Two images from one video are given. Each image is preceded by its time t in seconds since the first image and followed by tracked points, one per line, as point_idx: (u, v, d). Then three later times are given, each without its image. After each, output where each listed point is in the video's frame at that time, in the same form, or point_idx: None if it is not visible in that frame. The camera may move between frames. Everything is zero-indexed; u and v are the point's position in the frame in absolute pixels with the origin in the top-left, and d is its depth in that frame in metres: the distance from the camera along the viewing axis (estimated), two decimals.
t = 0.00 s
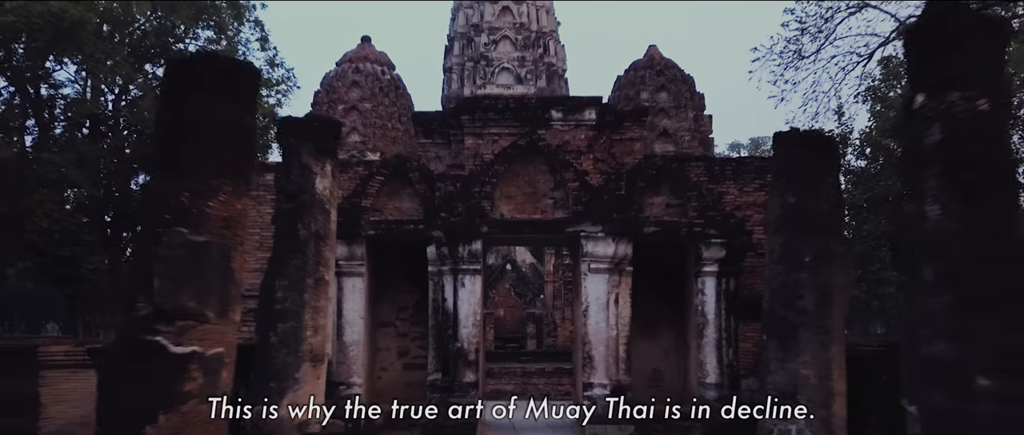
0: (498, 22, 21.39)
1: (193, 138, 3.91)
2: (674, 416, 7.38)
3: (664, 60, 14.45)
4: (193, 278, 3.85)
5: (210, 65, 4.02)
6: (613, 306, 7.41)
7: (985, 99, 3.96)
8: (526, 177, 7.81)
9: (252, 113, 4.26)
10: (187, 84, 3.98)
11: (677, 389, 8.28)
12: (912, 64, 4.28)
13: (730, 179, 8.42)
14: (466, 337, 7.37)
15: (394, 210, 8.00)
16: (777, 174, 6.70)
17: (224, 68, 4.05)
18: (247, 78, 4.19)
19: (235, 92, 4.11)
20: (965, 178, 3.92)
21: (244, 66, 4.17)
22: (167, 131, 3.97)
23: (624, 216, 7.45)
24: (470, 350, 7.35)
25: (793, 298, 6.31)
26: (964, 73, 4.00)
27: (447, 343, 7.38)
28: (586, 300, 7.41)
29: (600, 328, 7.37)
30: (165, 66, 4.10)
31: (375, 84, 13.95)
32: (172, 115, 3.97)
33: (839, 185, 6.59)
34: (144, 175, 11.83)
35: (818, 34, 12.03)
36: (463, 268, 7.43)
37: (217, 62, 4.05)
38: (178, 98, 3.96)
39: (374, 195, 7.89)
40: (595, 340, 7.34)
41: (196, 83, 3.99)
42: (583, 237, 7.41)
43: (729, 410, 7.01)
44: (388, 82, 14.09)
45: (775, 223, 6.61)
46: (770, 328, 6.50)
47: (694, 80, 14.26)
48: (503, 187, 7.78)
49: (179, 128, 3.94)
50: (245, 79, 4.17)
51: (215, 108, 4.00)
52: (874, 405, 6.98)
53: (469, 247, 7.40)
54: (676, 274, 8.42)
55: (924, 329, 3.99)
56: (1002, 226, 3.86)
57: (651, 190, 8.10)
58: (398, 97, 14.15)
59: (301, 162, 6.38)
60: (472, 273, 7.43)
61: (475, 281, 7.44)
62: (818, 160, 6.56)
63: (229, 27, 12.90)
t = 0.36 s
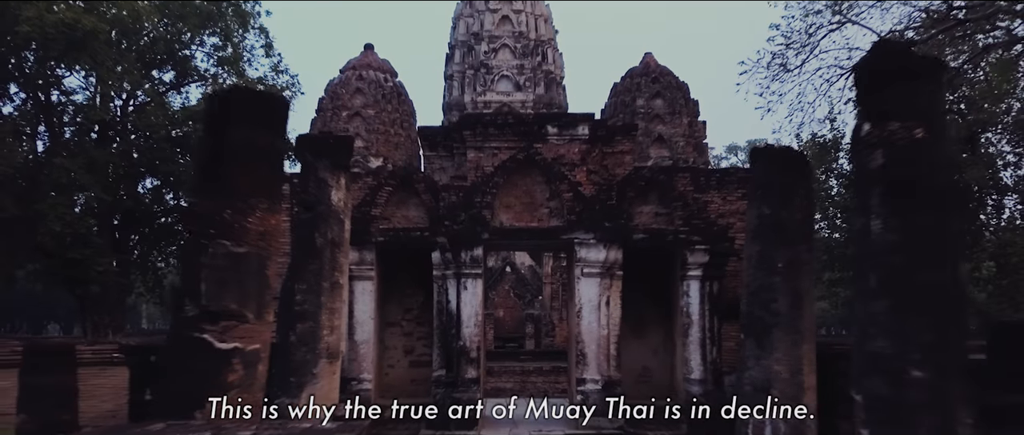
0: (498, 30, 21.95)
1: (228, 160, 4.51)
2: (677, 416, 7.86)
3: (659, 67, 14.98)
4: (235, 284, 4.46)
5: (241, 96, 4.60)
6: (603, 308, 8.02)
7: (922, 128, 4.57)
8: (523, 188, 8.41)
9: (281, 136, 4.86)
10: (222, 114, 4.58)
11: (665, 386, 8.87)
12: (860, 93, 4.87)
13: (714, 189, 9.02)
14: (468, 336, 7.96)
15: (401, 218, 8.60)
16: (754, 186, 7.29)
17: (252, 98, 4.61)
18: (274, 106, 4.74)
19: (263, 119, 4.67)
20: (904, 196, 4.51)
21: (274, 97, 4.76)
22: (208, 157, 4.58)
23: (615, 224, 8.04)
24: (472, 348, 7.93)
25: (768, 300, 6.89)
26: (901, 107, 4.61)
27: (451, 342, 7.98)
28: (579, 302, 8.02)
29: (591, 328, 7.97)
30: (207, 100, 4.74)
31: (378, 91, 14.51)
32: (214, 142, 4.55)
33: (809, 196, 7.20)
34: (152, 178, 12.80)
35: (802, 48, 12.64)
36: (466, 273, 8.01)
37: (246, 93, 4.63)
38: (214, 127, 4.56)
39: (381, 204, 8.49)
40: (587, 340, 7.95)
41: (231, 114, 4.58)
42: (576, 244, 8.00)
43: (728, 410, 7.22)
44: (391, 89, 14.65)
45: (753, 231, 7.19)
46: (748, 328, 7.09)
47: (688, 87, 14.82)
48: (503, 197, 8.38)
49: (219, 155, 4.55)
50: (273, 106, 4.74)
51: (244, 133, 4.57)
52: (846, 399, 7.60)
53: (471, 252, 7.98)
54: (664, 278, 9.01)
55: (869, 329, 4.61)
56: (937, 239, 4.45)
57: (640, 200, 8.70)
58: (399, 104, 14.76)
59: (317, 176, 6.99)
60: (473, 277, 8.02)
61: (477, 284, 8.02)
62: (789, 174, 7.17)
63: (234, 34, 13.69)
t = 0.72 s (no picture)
0: (497, 39, 22.68)
1: (267, 183, 5.51)
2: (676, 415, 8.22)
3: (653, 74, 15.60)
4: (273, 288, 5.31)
5: (277, 131, 5.66)
6: (594, 309, 8.79)
7: (862, 155, 5.32)
8: (521, 198, 9.16)
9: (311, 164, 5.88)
10: (261, 147, 5.62)
11: (652, 379, 9.63)
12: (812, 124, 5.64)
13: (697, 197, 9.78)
14: (470, 334, 8.72)
15: (409, 226, 9.35)
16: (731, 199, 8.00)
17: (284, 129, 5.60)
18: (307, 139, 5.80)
19: (293, 148, 5.65)
20: (840, 212, 5.28)
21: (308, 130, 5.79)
22: (252, 179, 5.57)
23: (605, 232, 8.79)
24: (474, 345, 8.69)
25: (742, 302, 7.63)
26: (845, 136, 5.35)
27: (455, 339, 8.73)
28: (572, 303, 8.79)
29: (583, 327, 8.74)
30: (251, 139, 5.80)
31: (381, 98, 15.25)
32: (257, 168, 5.57)
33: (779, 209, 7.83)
34: (163, 181, 13.12)
35: (785, 62, 13.39)
36: (468, 276, 8.77)
37: (281, 129, 5.68)
38: (255, 156, 5.58)
39: (391, 213, 9.24)
40: (580, 337, 8.72)
41: (272, 146, 5.63)
42: (569, 249, 8.75)
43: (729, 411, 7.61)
44: (394, 96, 15.36)
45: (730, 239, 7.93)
46: (725, 326, 7.84)
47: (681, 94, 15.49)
48: (502, 206, 9.13)
49: (262, 178, 5.56)
50: (302, 138, 5.74)
51: (284, 161, 5.60)
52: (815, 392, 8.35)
53: (473, 257, 8.73)
54: (651, 279, 9.76)
55: (816, 327, 5.37)
56: (875, 250, 5.18)
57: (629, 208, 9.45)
58: (403, 110, 15.49)
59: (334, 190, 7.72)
60: (475, 279, 8.78)
61: (478, 286, 8.78)
62: (763, 187, 7.83)
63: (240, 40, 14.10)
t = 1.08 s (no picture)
0: (498, 47, 23.44)
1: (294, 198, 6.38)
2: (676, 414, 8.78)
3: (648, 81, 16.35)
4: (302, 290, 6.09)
5: (303, 153, 6.54)
6: (587, 308, 9.60)
7: (813, 175, 6.14)
8: (519, 206, 9.96)
9: (337, 181, 6.67)
10: (290, 166, 6.49)
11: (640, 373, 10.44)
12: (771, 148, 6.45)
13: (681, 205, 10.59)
14: (472, 331, 9.53)
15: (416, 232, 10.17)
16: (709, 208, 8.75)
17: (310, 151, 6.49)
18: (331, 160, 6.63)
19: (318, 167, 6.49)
20: (795, 225, 6.08)
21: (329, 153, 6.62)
22: (283, 195, 6.48)
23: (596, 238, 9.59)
24: (475, 341, 9.51)
25: (718, 302, 8.43)
26: (799, 159, 6.17)
27: (459, 336, 9.54)
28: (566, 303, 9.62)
29: (576, 325, 9.56)
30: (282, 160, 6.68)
31: (384, 104, 16.02)
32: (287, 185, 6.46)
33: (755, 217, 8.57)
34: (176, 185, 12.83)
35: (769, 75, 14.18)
36: (470, 278, 9.57)
37: (306, 151, 6.55)
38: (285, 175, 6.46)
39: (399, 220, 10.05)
40: (573, 334, 9.53)
41: (300, 167, 6.50)
42: (563, 253, 9.57)
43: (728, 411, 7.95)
44: (397, 102, 16.15)
45: (707, 245, 8.73)
46: (703, 324, 8.65)
47: (675, 100, 16.21)
48: (502, 214, 9.94)
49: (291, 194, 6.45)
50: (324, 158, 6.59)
51: (311, 178, 6.47)
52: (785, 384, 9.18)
53: (475, 261, 9.54)
54: (639, 280, 10.57)
55: (774, 324, 6.18)
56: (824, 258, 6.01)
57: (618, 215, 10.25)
58: (405, 115, 16.27)
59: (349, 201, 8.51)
60: (477, 282, 9.59)
61: (479, 287, 9.59)
62: (739, 197, 8.59)
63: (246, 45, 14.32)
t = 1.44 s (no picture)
0: (496, 55, 24.21)
1: (319, 212, 7.20)
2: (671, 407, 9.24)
3: (643, 87, 17.02)
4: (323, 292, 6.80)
5: (324, 171, 7.41)
6: (580, 308, 10.35)
7: (778, 190, 6.91)
8: (517, 213, 10.73)
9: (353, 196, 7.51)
10: (314, 182, 7.31)
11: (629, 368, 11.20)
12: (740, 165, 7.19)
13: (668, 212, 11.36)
14: (472, 329, 10.29)
15: (421, 237, 10.93)
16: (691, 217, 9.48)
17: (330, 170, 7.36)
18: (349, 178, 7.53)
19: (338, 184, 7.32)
20: (761, 235, 6.83)
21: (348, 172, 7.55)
22: (307, 209, 7.26)
23: (588, 243, 10.35)
24: (476, 338, 10.26)
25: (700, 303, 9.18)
26: (764, 176, 6.96)
27: (461, 334, 10.30)
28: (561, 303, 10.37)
29: (570, 323, 10.30)
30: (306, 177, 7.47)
31: (388, 111, 16.76)
32: (311, 200, 7.26)
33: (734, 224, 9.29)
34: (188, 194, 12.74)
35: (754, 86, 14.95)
36: (472, 280, 10.33)
37: (328, 171, 7.40)
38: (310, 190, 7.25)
39: (405, 226, 10.82)
40: (567, 332, 10.28)
41: (321, 184, 7.30)
42: (557, 256, 10.32)
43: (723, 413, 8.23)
44: (400, 108, 16.89)
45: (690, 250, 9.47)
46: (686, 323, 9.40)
47: (667, 107, 16.96)
48: (501, 220, 10.71)
49: (314, 208, 7.24)
50: (343, 176, 7.46)
51: (332, 194, 7.28)
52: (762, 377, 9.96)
53: (477, 264, 10.29)
54: (629, 282, 11.34)
55: (743, 323, 6.93)
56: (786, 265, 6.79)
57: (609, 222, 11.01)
58: (407, 121, 17.02)
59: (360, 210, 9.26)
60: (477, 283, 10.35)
61: (480, 289, 10.35)
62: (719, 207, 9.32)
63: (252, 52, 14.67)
